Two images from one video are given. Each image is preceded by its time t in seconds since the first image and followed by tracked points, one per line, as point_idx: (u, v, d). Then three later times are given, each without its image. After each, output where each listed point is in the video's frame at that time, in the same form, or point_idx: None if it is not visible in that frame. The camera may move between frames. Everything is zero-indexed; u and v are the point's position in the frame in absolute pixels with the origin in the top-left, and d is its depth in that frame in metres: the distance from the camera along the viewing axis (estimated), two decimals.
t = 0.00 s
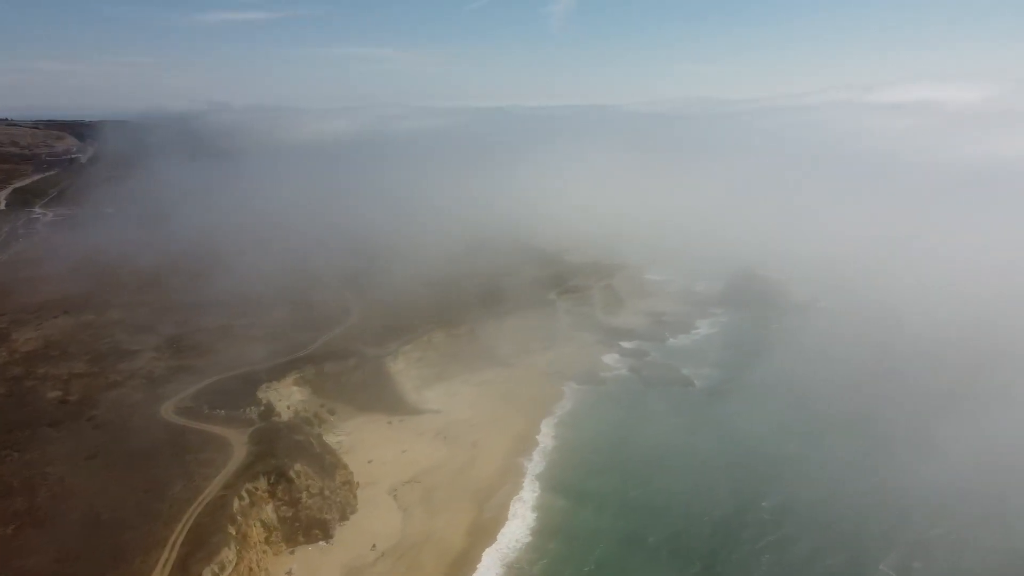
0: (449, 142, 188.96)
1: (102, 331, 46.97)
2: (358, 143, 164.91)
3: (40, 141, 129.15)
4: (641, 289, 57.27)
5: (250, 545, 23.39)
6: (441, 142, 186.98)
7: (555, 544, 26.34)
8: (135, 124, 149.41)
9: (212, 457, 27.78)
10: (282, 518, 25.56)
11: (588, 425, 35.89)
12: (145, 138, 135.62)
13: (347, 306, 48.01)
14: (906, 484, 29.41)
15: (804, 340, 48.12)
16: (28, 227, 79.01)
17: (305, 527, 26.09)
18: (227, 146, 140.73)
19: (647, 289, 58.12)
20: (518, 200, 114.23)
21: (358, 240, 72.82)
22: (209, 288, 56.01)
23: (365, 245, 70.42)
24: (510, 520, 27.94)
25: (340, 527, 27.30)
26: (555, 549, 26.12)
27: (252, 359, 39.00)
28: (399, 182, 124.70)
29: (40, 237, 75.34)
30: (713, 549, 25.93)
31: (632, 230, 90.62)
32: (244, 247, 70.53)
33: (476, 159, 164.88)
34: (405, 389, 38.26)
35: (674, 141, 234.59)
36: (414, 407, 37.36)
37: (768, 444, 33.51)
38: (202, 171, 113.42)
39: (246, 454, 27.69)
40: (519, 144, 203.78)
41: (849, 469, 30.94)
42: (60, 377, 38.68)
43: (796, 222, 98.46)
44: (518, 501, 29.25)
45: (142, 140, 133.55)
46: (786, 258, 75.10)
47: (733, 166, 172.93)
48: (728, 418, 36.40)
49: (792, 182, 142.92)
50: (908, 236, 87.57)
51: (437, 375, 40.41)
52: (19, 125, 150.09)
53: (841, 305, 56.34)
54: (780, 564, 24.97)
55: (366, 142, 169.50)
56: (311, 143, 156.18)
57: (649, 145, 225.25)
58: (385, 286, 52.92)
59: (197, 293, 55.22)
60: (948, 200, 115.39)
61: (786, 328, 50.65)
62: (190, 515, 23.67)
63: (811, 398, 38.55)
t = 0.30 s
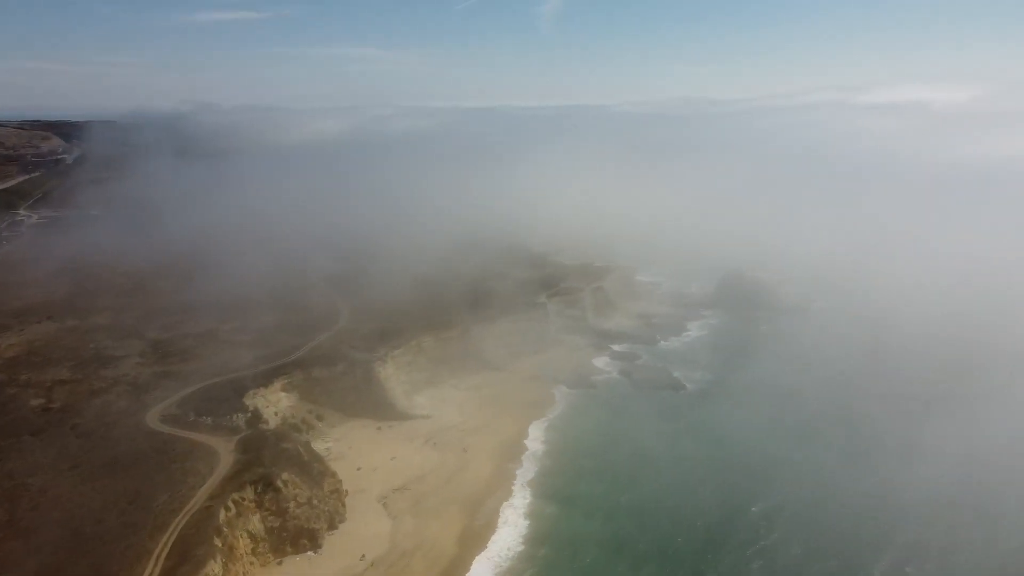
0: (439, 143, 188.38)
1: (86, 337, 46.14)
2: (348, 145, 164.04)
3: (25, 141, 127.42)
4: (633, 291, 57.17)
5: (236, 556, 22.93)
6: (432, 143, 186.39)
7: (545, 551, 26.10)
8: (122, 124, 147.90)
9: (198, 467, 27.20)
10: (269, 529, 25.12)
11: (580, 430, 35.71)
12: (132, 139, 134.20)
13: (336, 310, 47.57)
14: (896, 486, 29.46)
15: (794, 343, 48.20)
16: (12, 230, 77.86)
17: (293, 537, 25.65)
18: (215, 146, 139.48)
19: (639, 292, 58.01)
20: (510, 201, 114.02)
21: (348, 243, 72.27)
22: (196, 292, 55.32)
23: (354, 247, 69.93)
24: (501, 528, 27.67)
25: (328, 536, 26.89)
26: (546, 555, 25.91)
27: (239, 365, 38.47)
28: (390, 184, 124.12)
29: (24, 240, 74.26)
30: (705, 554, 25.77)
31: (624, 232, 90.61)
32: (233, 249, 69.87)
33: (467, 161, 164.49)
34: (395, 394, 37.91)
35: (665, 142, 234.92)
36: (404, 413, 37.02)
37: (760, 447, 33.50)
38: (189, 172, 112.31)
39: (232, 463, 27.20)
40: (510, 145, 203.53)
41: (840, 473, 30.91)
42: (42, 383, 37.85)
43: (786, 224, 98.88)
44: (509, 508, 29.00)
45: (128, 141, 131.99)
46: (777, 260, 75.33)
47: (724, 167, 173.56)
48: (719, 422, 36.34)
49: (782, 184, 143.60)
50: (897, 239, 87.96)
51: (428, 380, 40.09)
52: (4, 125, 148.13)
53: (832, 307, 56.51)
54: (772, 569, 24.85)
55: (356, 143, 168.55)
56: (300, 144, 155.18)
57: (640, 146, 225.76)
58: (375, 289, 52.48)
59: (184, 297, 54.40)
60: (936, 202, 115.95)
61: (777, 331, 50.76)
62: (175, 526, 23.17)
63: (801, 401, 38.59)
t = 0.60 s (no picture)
0: (430, 145, 187.78)
1: (70, 343, 45.31)
2: (337, 146, 163.05)
3: (8, 142, 125.59)
4: (624, 293, 57.10)
5: (223, 569, 22.52)
6: (422, 144, 185.79)
7: (536, 559, 25.88)
8: (108, 125, 146.19)
9: (183, 477, 26.66)
10: (256, 539, 24.73)
11: (570, 435, 35.58)
12: (118, 140, 132.63)
13: (325, 313, 47.18)
14: (885, 489, 29.54)
15: (785, 345, 48.21)
16: None
17: (281, 547, 25.30)
18: (203, 148, 138.16)
19: (630, 293, 57.97)
20: (501, 203, 113.83)
21: (337, 245, 71.83)
22: (182, 296, 54.59)
23: (343, 249, 69.42)
24: (492, 536, 27.44)
25: (316, 547, 26.59)
26: (538, 562, 25.73)
27: (227, 371, 37.96)
28: (380, 185, 123.52)
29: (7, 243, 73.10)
30: (696, 560, 25.69)
31: (615, 234, 90.67)
32: (221, 252, 69.22)
33: (457, 162, 164.17)
34: (384, 400, 37.58)
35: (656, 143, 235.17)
36: (392, 418, 36.73)
37: (751, 451, 33.51)
38: (177, 174, 111.24)
39: (219, 472, 26.77)
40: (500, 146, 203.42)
41: (831, 476, 30.92)
42: (24, 390, 37.04)
43: (776, 225, 99.37)
44: (500, 515, 28.76)
45: (114, 142, 130.29)
46: (767, 261, 75.61)
47: (714, 168, 174.18)
48: (710, 425, 36.32)
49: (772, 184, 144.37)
50: (885, 240, 88.36)
51: (418, 384, 39.81)
52: None
53: (821, 309, 56.79)
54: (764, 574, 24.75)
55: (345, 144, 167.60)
56: (290, 145, 154.07)
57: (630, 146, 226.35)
58: (364, 292, 52.08)
59: (170, 301, 53.63)
60: (924, 203, 116.66)
61: (767, 333, 50.95)
62: (159, 537, 22.69)
63: (790, 403, 38.70)
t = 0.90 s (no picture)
0: (422, 145, 187.23)
1: (56, 348, 44.60)
2: (330, 147, 162.33)
3: None
4: (617, 295, 56.99)
5: None
6: (415, 145, 185.21)
7: (530, 567, 25.63)
8: (97, 125, 144.85)
9: (172, 485, 26.19)
10: (246, 550, 24.33)
11: (564, 439, 35.37)
12: (108, 140, 131.38)
13: (317, 317, 46.77)
14: (881, 491, 29.46)
15: (779, 348, 48.13)
16: None
17: (271, 558, 24.91)
18: (194, 148, 137.20)
19: (624, 296, 57.85)
20: (494, 204, 113.65)
21: (330, 247, 71.38)
22: (172, 299, 53.98)
23: (335, 251, 68.98)
24: (486, 544, 27.15)
25: (307, 557, 26.23)
26: (532, 570, 25.47)
27: (217, 376, 37.49)
28: (372, 186, 123.09)
29: None
30: (690, 566, 25.52)
31: (608, 235, 90.65)
32: (211, 254, 68.60)
33: (450, 163, 163.87)
34: (376, 405, 37.22)
35: (648, 143, 235.32)
36: (385, 423, 36.38)
37: (745, 455, 33.38)
38: (168, 175, 110.38)
39: (208, 481, 26.36)
40: (494, 147, 203.16)
41: (825, 479, 30.85)
42: (9, 397, 36.35)
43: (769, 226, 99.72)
44: (493, 522, 28.48)
45: (102, 142, 128.75)
46: (760, 262, 75.81)
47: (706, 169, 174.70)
48: (704, 429, 36.19)
49: (764, 185, 144.80)
50: (877, 241, 88.74)
51: (410, 389, 39.48)
52: None
53: (814, 311, 56.88)
54: None
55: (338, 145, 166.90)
56: (281, 146, 153.17)
57: (623, 147, 226.44)
58: (356, 295, 51.68)
59: (160, 305, 52.98)
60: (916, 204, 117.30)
61: (760, 335, 50.96)
62: (146, 548, 22.24)
63: (784, 406, 38.63)
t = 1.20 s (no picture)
0: (416, 146, 186.57)
1: (44, 353, 43.93)
2: (323, 147, 161.45)
3: None
4: (612, 297, 56.85)
5: None
6: (409, 146, 184.54)
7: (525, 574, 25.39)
8: (88, 125, 143.47)
9: (162, 495, 25.76)
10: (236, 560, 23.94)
11: (559, 444, 35.16)
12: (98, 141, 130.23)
13: (309, 321, 46.36)
14: (876, 494, 29.35)
15: (773, 350, 48.13)
16: None
17: (262, 568, 24.53)
18: (186, 150, 136.24)
19: (618, 298, 57.72)
20: (489, 205, 113.37)
21: (323, 249, 70.90)
22: (162, 303, 53.39)
23: (328, 253, 68.53)
24: (480, 551, 26.87)
25: (299, 567, 25.90)
26: None
27: (208, 382, 37.05)
28: (366, 188, 122.57)
29: None
30: (686, 571, 25.35)
31: (603, 236, 90.50)
32: (203, 257, 68.01)
33: (445, 163, 163.34)
34: (370, 411, 36.88)
35: (642, 145, 234.78)
36: (378, 429, 36.05)
37: (740, 458, 33.24)
38: (159, 176, 109.49)
39: (198, 490, 25.97)
40: (488, 147, 202.78)
41: (820, 482, 30.73)
42: None
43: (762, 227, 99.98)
44: (488, 529, 28.21)
45: (92, 143, 127.41)
46: (754, 263, 75.88)
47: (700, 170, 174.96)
48: (699, 432, 36.05)
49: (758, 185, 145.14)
50: (871, 243, 88.96)
51: (404, 394, 39.18)
52: None
53: (808, 313, 56.90)
54: None
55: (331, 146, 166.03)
56: (274, 146, 152.21)
57: (617, 147, 226.41)
58: (349, 297, 51.27)
59: (150, 309, 52.35)
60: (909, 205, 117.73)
61: (755, 337, 50.93)
62: (135, 560, 21.82)
63: (779, 409, 38.55)
